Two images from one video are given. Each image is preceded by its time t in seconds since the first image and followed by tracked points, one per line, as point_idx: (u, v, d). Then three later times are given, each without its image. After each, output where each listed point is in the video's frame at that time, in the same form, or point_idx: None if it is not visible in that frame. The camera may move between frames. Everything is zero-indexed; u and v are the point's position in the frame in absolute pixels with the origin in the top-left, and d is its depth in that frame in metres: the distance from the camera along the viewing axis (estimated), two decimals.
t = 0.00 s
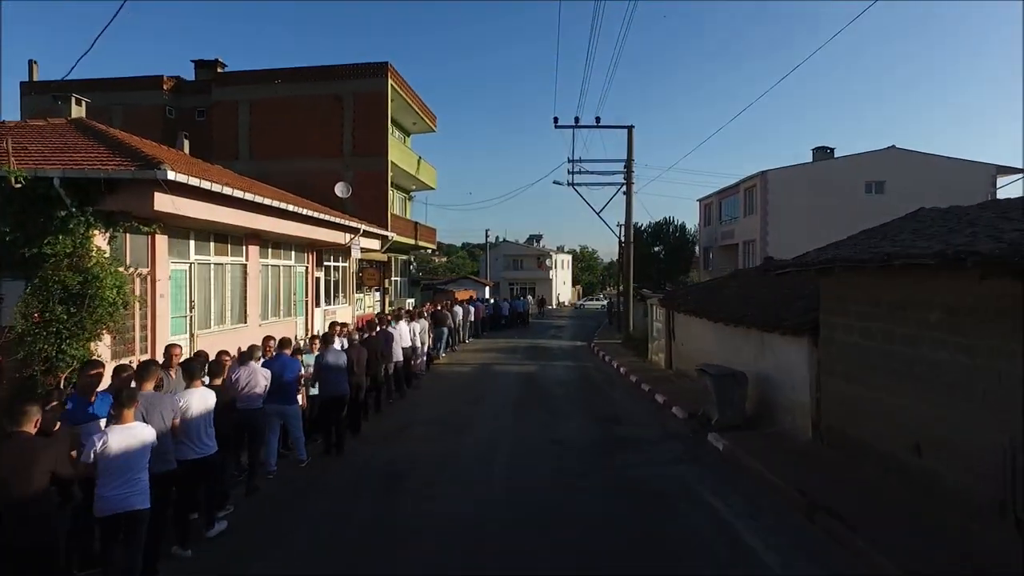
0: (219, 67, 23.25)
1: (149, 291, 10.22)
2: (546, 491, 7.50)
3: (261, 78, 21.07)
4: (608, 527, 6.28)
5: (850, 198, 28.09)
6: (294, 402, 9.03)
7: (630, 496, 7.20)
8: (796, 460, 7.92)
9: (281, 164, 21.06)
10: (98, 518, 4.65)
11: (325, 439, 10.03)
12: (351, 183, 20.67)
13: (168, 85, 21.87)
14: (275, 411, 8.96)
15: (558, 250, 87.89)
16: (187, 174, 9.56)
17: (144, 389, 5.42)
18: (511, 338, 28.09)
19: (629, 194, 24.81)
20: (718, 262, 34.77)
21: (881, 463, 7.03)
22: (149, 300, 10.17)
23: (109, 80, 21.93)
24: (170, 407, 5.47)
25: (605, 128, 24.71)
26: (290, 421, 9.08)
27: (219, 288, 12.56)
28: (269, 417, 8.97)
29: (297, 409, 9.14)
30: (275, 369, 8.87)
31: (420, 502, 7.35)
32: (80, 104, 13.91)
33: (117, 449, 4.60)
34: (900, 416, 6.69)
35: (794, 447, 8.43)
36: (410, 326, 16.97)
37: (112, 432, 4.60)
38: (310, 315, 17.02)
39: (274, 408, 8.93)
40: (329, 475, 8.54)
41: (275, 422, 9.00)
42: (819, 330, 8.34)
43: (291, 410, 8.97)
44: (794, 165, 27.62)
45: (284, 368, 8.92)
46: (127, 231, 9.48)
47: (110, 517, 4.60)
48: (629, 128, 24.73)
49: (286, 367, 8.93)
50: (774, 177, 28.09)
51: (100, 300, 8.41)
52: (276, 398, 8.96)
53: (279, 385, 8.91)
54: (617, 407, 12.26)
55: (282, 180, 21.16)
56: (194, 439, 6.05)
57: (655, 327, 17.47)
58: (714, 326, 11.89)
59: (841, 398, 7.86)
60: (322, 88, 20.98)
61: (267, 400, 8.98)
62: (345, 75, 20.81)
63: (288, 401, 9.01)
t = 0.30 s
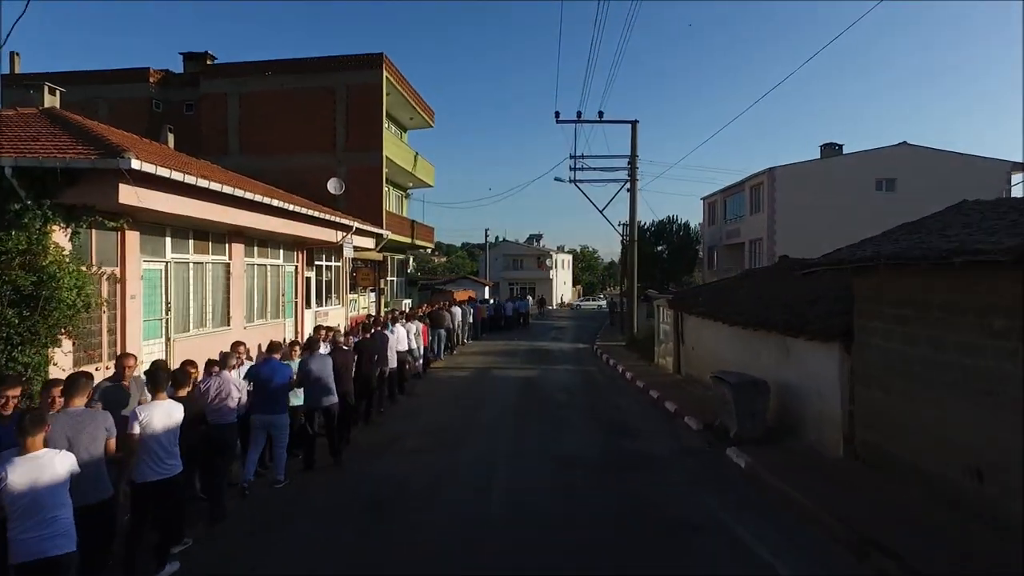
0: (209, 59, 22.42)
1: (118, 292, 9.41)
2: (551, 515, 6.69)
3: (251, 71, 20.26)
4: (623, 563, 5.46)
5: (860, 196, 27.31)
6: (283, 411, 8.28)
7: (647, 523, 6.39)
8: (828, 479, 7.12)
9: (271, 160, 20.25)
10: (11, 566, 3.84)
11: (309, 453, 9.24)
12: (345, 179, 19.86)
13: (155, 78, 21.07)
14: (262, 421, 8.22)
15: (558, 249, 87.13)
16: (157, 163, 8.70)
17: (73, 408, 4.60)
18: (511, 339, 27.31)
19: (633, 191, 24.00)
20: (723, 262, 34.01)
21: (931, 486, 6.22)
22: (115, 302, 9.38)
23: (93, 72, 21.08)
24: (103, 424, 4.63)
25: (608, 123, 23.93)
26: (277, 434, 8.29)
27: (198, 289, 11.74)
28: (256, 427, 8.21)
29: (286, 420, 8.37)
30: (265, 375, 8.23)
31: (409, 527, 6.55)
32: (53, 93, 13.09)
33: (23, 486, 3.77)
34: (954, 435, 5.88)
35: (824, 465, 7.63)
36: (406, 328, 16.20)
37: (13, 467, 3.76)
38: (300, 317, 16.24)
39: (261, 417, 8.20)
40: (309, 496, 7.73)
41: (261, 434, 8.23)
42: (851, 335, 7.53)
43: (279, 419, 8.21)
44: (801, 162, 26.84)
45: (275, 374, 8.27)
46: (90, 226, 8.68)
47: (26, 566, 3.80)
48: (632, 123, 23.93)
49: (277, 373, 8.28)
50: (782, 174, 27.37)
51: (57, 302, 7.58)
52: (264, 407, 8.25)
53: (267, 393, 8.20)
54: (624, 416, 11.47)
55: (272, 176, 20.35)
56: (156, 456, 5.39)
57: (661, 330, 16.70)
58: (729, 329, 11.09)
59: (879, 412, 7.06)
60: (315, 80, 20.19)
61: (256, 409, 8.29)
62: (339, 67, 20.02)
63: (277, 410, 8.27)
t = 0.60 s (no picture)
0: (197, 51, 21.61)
1: (82, 293, 8.62)
2: (553, 543, 5.91)
3: (240, 61, 19.42)
4: None
5: (869, 194, 26.52)
6: (263, 423, 7.45)
7: (664, 554, 5.60)
8: (866, 502, 6.33)
9: (261, 155, 19.47)
10: None
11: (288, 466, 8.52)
12: (338, 174, 19.08)
13: (140, 70, 20.26)
14: (239, 435, 7.41)
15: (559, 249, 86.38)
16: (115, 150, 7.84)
17: None
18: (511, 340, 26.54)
19: (637, 188, 23.23)
20: (728, 262, 33.26)
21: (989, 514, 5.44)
22: (79, 305, 8.58)
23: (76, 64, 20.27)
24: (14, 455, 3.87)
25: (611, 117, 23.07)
26: (257, 448, 7.47)
27: (176, 290, 10.94)
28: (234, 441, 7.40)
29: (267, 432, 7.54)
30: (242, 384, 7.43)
31: (393, 557, 5.76)
32: (22, 80, 12.25)
33: None
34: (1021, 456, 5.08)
35: (859, 485, 6.84)
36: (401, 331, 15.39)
37: None
38: (288, 318, 15.46)
39: (239, 430, 7.40)
40: (285, 519, 6.94)
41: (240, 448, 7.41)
42: (890, 341, 6.74)
43: (258, 431, 7.39)
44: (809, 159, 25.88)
45: (253, 384, 7.47)
46: (49, 221, 7.88)
47: None
48: (636, 116, 23.08)
49: (255, 382, 7.48)
50: (790, 170, 26.55)
51: (4, 304, 6.79)
52: (243, 419, 7.44)
53: (244, 404, 7.39)
54: (631, 425, 10.68)
55: (262, 172, 19.56)
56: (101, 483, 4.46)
57: (669, 332, 15.89)
58: (745, 333, 10.31)
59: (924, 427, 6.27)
60: (306, 71, 19.41)
61: (235, 422, 7.48)
62: (331, 58, 19.23)
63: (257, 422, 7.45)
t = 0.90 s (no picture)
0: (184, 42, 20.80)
1: (36, 294, 7.81)
2: None
3: (227, 52, 18.61)
4: None
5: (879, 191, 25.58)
6: (236, 438, 6.67)
7: None
8: (916, 532, 5.52)
9: (250, 149, 18.66)
10: None
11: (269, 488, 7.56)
12: (329, 170, 18.27)
13: (124, 61, 19.45)
14: (210, 453, 6.62)
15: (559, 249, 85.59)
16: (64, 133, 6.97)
17: None
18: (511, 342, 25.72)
19: (641, 184, 22.42)
20: (733, 261, 32.47)
21: None
22: (33, 307, 7.76)
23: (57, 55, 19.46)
24: None
25: (614, 111, 22.27)
26: (231, 465, 6.67)
27: (147, 290, 10.12)
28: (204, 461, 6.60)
29: (241, 448, 6.75)
30: (210, 397, 6.65)
31: None
32: None
33: None
34: None
35: (902, 511, 6.01)
36: (397, 334, 14.53)
37: None
38: (275, 320, 14.67)
39: (209, 448, 6.60)
40: (250, 549, 6.11)
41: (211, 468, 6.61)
42: (940, 348, 5.92)
43: (231, 448, 6.61)
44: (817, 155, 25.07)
45: (224, 396, 6.69)
46: None
47: None
48: (640, 110, 22.27)
49: (225, 394, 6.70)
50: (798, 167, 25.70)
51: None
52: (215, 433, 6.63)
53: (214, 418, 6.60)
54: (640, 437, 9.89)
55: (251, 167, 18.75)
56: None
57: (676, 335, 15.09)
58: (765, 337, 9.49)
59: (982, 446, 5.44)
60: (296, 63, 18.61)
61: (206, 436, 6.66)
62: (322, 48, 18.43)
63: (229, 438, 6.65)
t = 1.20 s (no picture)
0: (169, 31, 19.91)
1: None
2: None
3: (213, 41, 17.71)
4: None
5: (891, 186, 24.48)
6: (202, 456, 5.79)
7: None
8: None
9: (236, 143, 17.81)
10: None
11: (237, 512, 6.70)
12: (319, 164, 17.42)
13: (105, 51, 18.57)
14: (174, 479, 5.73)
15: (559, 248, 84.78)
16: (24, 120, 6.36)
17: None
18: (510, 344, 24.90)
19: (645, 180, 21.57)
20: (739, 260, 31.66)
21: None
22: None
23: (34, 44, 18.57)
24: None
25: (616, 105, 21.45)
26: (198, 488, 5.79)
27: (112, 290, 9.25)
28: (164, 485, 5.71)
29: (209, 467, 5.87)
30: (168, 411, 5.75)
31: None
32: None
33: None
34: None
35: (964, 548, 5.15)
36: (387, 337, 13.76)
37: None
38: (260, 322, 13.86)
39: (173, 473, 5.71)
40: None
41: (173, 492, 5.71)
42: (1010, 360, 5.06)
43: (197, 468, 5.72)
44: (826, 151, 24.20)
45: (184, 409, 5.79)
46: None
47: None
48: (644, 104, 21.41)
49: (186, 407, 5.80)
50: (807, 164, 24.80)
51: None
52: (175, 457, 5.72)
53: (174, 435, 5.70)
54: (650, 450, 9.05)
55: (237, 161, 17.88)
56: None
57: (684, 337, 14.26)
58: (789, 343, 8.64)
59: None
60: (285, 52, 17.75)
61: (163, 462, 5.73)
62: (312, 37, 17.57)
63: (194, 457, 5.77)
